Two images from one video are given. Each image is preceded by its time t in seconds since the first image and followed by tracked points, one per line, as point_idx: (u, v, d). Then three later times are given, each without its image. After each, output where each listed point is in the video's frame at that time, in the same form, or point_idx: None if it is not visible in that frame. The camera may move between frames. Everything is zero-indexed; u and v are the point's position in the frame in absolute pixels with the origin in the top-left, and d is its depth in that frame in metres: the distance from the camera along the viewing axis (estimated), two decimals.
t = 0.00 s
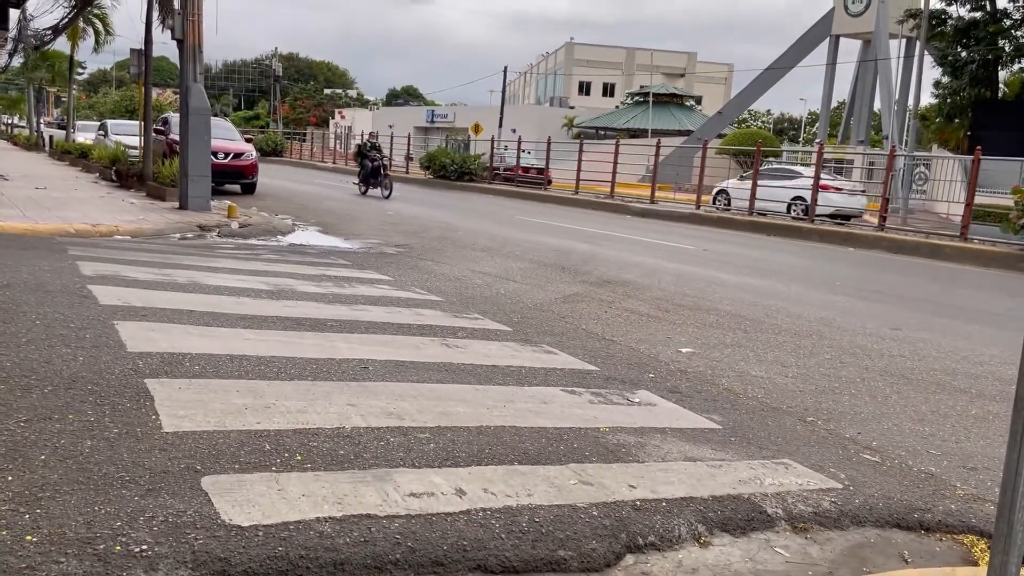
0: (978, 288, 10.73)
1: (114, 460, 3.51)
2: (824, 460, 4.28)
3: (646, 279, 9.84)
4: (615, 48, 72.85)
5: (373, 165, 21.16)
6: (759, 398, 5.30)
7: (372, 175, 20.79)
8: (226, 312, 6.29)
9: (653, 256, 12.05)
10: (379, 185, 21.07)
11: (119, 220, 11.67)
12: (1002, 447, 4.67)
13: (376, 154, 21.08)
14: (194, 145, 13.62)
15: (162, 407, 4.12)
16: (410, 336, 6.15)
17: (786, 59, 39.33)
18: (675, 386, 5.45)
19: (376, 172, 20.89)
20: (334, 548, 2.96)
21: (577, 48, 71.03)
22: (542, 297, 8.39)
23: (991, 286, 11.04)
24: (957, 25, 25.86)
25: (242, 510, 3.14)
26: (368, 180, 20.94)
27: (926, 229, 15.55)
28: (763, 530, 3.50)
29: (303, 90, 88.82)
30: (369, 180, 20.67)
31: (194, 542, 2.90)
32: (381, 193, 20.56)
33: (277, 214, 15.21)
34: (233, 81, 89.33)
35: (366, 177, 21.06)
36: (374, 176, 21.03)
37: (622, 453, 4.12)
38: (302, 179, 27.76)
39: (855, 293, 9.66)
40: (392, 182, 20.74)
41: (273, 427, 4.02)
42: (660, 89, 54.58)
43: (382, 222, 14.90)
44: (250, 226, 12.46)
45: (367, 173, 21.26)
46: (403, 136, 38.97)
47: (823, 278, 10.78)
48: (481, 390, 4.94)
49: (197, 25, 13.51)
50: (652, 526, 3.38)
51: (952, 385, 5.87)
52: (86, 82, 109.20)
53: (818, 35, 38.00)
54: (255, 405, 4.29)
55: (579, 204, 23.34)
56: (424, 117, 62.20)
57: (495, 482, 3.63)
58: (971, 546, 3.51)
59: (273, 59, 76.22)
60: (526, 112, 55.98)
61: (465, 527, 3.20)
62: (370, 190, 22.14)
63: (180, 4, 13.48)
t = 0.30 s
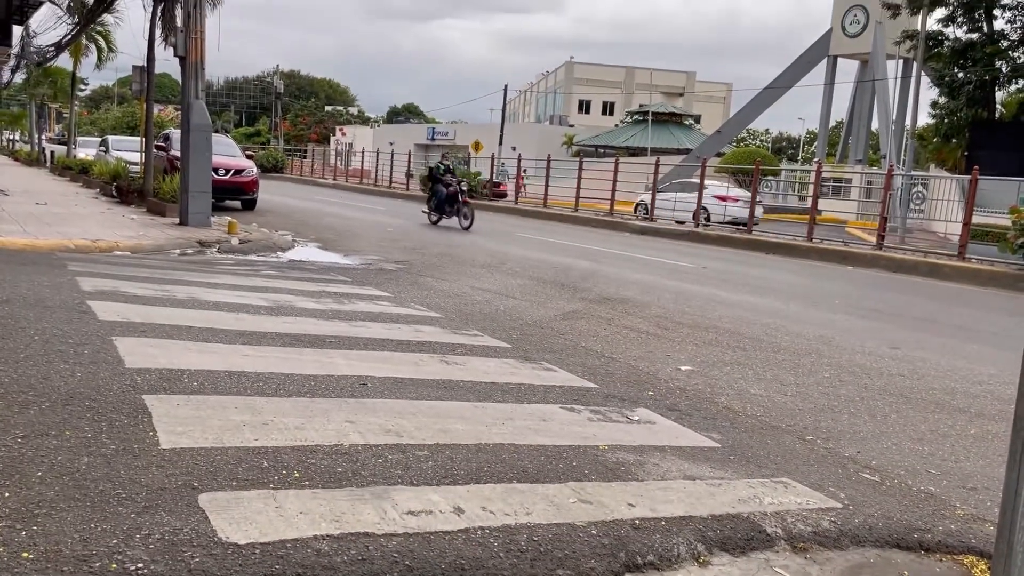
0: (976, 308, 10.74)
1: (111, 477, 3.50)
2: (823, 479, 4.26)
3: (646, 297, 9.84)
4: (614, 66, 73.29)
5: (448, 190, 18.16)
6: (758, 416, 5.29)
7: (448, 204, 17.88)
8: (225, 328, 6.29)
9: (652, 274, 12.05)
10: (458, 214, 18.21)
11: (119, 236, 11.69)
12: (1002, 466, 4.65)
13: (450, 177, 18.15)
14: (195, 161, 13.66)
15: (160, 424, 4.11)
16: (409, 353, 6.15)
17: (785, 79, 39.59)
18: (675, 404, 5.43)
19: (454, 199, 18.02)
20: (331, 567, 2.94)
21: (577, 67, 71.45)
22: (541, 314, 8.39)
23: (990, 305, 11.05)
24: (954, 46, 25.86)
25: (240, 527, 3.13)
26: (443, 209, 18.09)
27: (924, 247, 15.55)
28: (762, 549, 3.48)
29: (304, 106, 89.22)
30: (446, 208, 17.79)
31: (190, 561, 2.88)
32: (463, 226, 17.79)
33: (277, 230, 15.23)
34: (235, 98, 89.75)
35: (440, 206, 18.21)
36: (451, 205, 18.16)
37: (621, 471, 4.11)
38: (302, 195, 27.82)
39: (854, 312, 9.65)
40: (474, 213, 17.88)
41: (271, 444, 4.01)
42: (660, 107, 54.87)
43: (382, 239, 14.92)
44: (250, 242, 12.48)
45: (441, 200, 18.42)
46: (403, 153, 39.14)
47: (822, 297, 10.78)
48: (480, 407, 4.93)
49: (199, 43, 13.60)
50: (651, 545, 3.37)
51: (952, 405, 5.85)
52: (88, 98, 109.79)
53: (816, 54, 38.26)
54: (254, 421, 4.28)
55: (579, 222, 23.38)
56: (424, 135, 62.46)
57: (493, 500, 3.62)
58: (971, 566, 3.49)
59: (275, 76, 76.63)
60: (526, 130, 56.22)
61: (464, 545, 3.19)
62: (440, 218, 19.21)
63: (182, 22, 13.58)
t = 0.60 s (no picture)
0: (974, 327, 10.75)
1: (105, 492, 3.48)
2: (821, 498, 4.25)
3: (644, 314, 9.84)
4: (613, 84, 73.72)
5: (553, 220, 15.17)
6: (756, 435, 5.28)
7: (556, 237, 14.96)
8: (222, 343, 6.28)
9: (650, 291, 12.06)
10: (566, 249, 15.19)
11: (117, 250, 11.69)
12: (1001, 486, 4.64)
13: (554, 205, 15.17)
14: (194, 175, 13.69)
15: (155, 439, 4.09)
16: (406, 368, 6.13)
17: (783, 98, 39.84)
18: (672, 422, 5.42)
19: (562, 230, 15.02)
20: None
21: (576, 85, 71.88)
22: (538, 330, 8.38)
23: (988, 325, 11.05)
24: (951, 66, 26.12)
25: (234, 543, 3.10)
26: (548, 242, 15.10)
27: (922, 267, 15.60)
28: (759, 569, 3.46)
29: (304, 122, 89.56)
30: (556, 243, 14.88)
31: None
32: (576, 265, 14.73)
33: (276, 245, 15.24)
34: (235, 113, 90.10)
35: (543, 238, 15.24)
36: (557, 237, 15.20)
37: (618, 489, 4.09)
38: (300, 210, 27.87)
39: (852, 330, 9.66)
40: (588, 246, 14.85)
41: (267, 459, 3.99)
42: (659, 125, 55.16)
43: (380, 254, 14.92)
44: (248, 257, 12.48)
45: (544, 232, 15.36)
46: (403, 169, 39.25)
47: (820, 315, 10.79)
48: (477, 424, 4.91)
49: (200, 58, 13.67)
50: (648, 564, 3.35)
51: (950, 424, 5.84)
52: (88, 113, 110.19)
53: (813, 74, 38.53)
54: (249, 436, 4.26)
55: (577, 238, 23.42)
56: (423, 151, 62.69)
57: (489, 517, 3.60)
58: None
59: (274, 91, 76.95)
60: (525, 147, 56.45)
61: (459, 563, 3.16)
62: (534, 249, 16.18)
63: (183, 37, 13.67)
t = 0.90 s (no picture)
0: (969, 341, 10.78)
1: (99, 502, 3.46)
2: (816, 512, 4.24)
3: (640, 326, 9.84)
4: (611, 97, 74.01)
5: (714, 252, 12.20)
6: (752, 447, 5.28)
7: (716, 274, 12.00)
8: (219, 353, 6.27)
9: (646, 303, 12.07)
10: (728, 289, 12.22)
11: (114, 258, 11.68)
12: (997, 501, 4.64)
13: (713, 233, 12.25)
14: (192, 185, 13.70)
15: (150, 449, 4.07)
16: (402, 380, 6.12)
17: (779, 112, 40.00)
18: (669, 434, 5.42)
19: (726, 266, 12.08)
20: None
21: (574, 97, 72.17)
22: (535, 342, 8.38)
23: (984, 339, 11.07)
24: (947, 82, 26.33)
25: (228, 554, 3.09)
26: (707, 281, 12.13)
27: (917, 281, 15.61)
28: None
29: (302, 132, 89.77)
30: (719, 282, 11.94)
31: None
32: (744, 310, 11.80)
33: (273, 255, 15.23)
34: (233, 123, 90.30)
35: (699, 276, 12.25)
36: (717, 274, 12.24)
37: (614, 502, 4.08)
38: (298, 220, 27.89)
39: (848, 344, 9.67)
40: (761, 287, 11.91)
41: (262, 469, 3.98)
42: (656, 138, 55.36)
43: (377, 265, 14.92)
44: (245, 266, 12.48)
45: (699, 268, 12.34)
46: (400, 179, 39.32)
47: (817, 328, 10.80)
48: (473, 435, 4.90)
49: (199, 68, 13.71)
50: None
51: (946, 439, 5.84)
52: (87, 122, 110.37)
53: (810, 87, 38.72)
54: (245, 447, 4.25)
55: (574, 250, 23.45)
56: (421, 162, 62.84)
57: (485, 529, 3.59)
58: None
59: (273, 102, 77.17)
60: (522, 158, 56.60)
61: None
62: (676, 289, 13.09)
63: (183, 47, 13.71)
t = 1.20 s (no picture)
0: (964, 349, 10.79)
1: (92, 507, 3.44)
2: (812, 520, 4.24)
3: (636, 333, 9.84)
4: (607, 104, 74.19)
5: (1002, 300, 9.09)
6: (747, 455, 5.28)
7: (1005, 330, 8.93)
8: (214, 358, 6.25)
9: (642, 310, 12.07)
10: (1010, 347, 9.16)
11: (109, 263, 11.65)
12: (991, 509, 4.64)
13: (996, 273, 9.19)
14: (188, 190, 13.68)
15: (144, 454, 4.06)
16: (397, 385, 6.11)
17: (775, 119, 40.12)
18: (663, 441, 5.42)
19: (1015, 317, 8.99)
20: None
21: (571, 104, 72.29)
22: (530, 349, 8.37)
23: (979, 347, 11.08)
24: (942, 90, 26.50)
25: (222, 560, 3.08)
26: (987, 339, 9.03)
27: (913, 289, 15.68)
28: None
29: (299, 138, 89.77)
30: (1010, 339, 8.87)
31: None
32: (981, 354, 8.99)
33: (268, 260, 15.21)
34: (230, 128, 90.30)
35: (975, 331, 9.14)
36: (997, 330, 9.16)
37: (609, 509, 4.07)
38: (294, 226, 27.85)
39: (843, 352, 9.67)
40: None
41: (256, 475, 3.96)
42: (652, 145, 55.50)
43: (373, 271, 14.89)
44: (240, 272, 12.45)
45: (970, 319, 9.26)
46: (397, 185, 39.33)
47: (812, 336, 10.81)
48: (469, 442, 4.89)
49: (195, 73, 13.70)
50: None
51: (941, 447, 5.85)
52: (83, 126, 110.33)
53: (806, 95, 38.86)
54: (239, 452, 4.24)
55: (570, 257, 23.47)
56: (418, 168, 62.89)
57: (479, 536, 3.58)
58: None
59: (270, 108, 77.24)
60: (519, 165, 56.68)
61: None
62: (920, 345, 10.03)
63: (180, 52, 13.71)
